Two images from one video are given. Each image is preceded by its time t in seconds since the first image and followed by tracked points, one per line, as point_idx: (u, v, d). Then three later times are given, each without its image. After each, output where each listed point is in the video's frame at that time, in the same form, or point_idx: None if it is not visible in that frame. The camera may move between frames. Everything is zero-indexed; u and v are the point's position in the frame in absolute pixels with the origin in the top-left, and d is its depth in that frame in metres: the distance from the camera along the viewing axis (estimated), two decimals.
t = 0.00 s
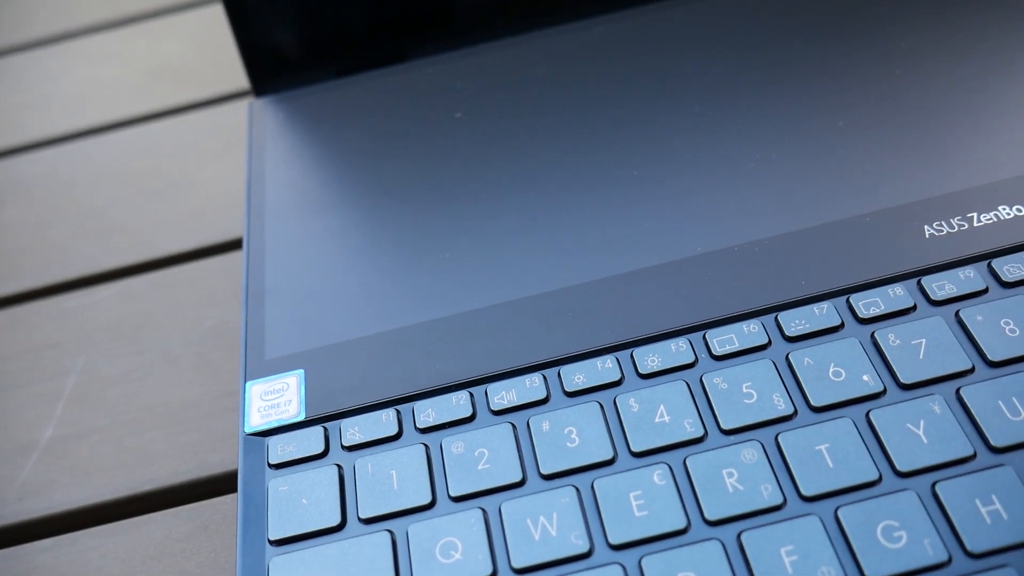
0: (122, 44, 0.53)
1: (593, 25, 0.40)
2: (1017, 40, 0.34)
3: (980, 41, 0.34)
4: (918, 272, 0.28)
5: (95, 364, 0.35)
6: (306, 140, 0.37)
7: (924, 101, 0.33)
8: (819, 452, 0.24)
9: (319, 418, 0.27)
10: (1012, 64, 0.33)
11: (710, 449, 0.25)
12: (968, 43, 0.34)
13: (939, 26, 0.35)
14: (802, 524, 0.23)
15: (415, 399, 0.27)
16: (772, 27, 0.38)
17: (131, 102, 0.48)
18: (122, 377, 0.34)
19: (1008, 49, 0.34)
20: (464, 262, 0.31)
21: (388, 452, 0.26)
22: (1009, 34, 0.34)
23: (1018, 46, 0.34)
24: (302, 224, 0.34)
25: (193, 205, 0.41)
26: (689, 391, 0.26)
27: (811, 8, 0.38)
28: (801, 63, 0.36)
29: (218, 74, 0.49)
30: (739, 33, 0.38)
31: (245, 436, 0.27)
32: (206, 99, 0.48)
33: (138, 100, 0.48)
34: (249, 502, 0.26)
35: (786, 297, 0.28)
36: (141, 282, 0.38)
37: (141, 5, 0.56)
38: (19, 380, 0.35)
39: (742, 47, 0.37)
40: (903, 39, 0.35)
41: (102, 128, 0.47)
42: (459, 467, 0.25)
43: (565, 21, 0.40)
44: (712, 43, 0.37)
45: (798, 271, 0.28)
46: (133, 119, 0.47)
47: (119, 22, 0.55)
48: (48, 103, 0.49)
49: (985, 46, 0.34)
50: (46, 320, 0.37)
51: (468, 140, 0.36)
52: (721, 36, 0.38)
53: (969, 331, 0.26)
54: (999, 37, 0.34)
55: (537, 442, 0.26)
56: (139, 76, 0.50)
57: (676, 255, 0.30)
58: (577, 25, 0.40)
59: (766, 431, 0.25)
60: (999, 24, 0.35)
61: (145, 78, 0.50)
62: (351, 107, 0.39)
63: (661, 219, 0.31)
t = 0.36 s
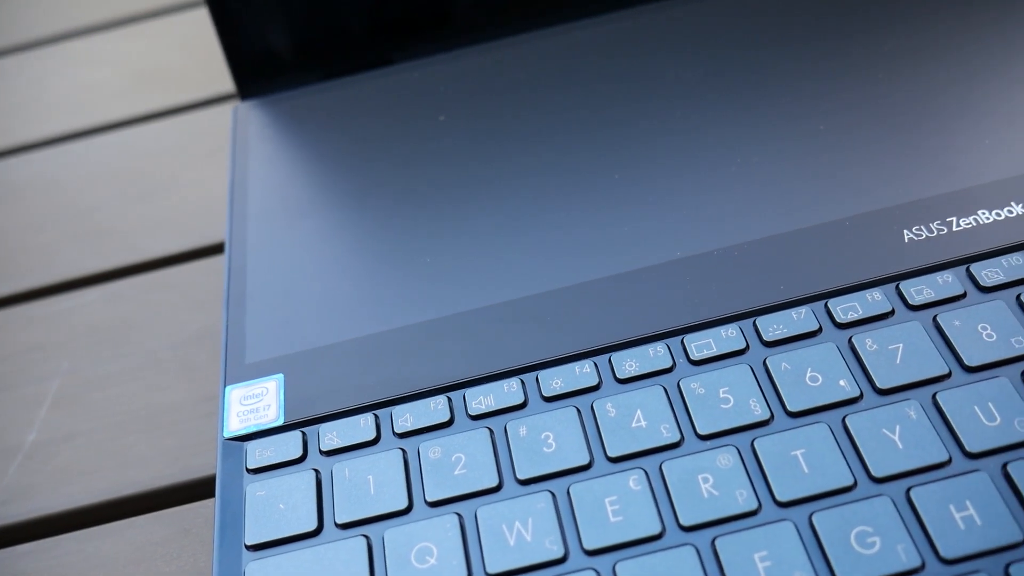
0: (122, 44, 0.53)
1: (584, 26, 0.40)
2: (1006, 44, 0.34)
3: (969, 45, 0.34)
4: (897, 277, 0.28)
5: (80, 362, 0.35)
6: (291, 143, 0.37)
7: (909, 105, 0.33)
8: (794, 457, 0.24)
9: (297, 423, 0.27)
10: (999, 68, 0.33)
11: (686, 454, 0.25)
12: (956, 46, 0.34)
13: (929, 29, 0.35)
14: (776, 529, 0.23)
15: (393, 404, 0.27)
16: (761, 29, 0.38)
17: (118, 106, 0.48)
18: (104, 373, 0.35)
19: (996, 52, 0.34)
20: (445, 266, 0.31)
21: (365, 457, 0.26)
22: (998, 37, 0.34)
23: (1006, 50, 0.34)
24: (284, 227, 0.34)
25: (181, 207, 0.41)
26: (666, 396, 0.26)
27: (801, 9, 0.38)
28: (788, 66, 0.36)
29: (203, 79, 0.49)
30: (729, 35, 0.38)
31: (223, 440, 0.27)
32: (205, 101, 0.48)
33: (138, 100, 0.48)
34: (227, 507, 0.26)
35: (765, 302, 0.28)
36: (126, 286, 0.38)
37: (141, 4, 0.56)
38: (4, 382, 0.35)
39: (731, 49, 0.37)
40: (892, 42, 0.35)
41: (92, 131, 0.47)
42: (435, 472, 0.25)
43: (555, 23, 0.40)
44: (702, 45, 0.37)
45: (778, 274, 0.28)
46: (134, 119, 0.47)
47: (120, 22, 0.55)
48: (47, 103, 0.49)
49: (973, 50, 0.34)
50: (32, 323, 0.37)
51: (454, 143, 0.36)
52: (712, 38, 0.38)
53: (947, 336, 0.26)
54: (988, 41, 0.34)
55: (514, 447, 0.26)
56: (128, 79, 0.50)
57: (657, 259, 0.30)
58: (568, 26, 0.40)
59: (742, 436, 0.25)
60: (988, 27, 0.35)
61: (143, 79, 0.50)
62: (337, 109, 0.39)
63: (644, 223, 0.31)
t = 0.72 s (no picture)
0: (121, 44, 0.53)
1: (572, 29, 0.40)
2: (991, 49, 0.34)
3: (954, 49, 0.34)
4: (874, 282, 0.28)
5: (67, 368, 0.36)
6: (275, 147, 0.37)
7: (893, 109, 0.33)
8: (768, 463, 0.24)
9: (274, 428, 0.27)
10: (983, 73, 0.33)
11: (661, 459, 0.25)
12: (942, 50, 0.34)
13: (915, 33, 0.35)
14: (749, 535, 0.23)
15: (370, 409, 0.27)
16: (749, 31, 0.38)
17: (103, 110, 0.48)
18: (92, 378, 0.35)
19: (981, 57, 0.34)
20: (426, 271, 0.31)
21: (341, 462, 0.26)
22: (983, 43, 0.34)
23: (991, 55, 0.34)
24: (265, 232, 0.34)
25: (168, 210, 0.41)
26: (642, 401, 0.26)
27: (789, 11, 0.38)
28: (773, 69, 0.36)
29: (189, 83, 0.49)
30: (716, 38, 0.38)
31: (200, 445, 0.27)
32: (202, 102, 0.48)
33: (136, 100, 0.49)
34: (201, 512, 0.26)
35: (742, 307, 0.28)
36: (110, 289, 0.38)
37: (136, 5, 0.56)
38: None
39: (718, 52, 0.37)
40: (878, 46, 0.35)
41: (76, 135, 0.47)
42: (410, 477, 0.25)
43: (543, 25, 0.40)
44: (689, 48, 0.37)
45: (756, 279, 0.28)
46: (112, 125, 0.47)
47: (119, 22, 0.55)
48: (45, 103, 0.50)
49: (958, 55, 0.34)
50: (16, 327, 0.37)
51: (438, 146, 0.36)
52: (699, 40, 0.38)
53: (924, 341, 0.26)
54: (973, 46, 0.34)
55: (489, 453, 0.26)
56: (112, 84, 0.50)
57: (637, 263, 0.30)
58: (555, 29, 0.40)
59: (717, 441, 0.25)
60: (974, 32, 0.35)
61: (136, 80, 0.50)
62: (323, 112, 0.39)
63: (625, 227, 0.31)
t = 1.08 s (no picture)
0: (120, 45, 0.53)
1: (561, 32, 0.40)
2: (974, 56, 0.34)
3: (939, 56, 0.34)
4: (852, 287, 0.28)
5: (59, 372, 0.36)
6: (260, 150, 0.38)
7: (875, 116, 0.33)
8: (743, 469, 0.24)
9: (252, 433, 0.27)
10: (967, 80, 0.33)
11: (636, 465, 0.25)
12: (926, 57, 0.34)
13: (900, 40, 0.35)
14: (722, 541, 0.23)
15: (348, 414, 0.27)
16: (736, 35, 0.38)
17: (90, 113, 0.48)
18: (86, 383, 0.35)
19: (965, 64, 0.34)
20: (407, 275, 0.31)
21: (318, 467, 0.26)
22: (968, 50, 0.34)
23: (975, 62, 0.34)
24: (247, 236, 0.34)
25: (158, 215, 0.42)
26: (618, 406, 0.26)
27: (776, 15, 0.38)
28: (758, 74, 0.36)
29: (175, 87, 0.49)
30: (703, 41, 0.38)
31: (178, 450, 0.27)
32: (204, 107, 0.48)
33: (137, 99, 0.49)
34: (179, 517, 0.26)
35: (720, 312, 0.28)
36: (95, 294, 0.39)
37: (127, 9, 0.56)
38: None
39: (704, 56, 0.37)
40: (863, 52, 0.35)
41: (63, 138, 0.47)
42: (387, 482, 0.25)
43: (531, 28, 0.40)
44: (675, 52, 0.38)
45: (735, 283, 0.28)
46: (98, 128, 0.47)
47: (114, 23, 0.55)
48: (45, 104, 0.50)
49: (942, 62, 0.34)
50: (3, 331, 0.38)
51: (424, 150, 0.36)
52: (686, 45, 0.38)
53: (900, 346, 0.26)
54: (957, 53, 0.34)
55: (465, 457, 0.26)
56: (99, 87, 0.50)
57: (618, 267, 0.30)
58: (543, 32, 0.40)
59: (692, 446, 0.25)
60: (958, 40, 0.35)
61: (123, 84, 0.50)
62: (309, 115, 0.39)
63: (606, 231, 0.31)
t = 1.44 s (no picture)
0: (119, 44, 0.53)
1: (547, 35, 0.40)
2: (958, 60, 0.34)
3: (922, 61, 0.34)
4: (829, 292, 0.28)
5: (43, 375, 0.36)
6: (243, 154, 0.38)
7: (857, 120, 0.33)
8: (717, 474, 0.24)
9: (229, 437, 0.27)
10: (949, 84, 0.33)
11: (611, 470, 0.25)
12: (910, 61, 0.34)
13: (885, 44, 0.35)
14: (695, 547, 0.23)
15: (325, 419, 0.27)
16: (721, 38, 0.38)
17: (75, 116, 0.48)
18: (70, 387, 0.36)
19: (948, 68, 0.34)
20: (387, 279, 0.31)
21: (294, 472, 0.26)
22: (951, 54, 0.34)
23: (958, 66, 0.34)
24: (228, 241, 0.34)
25: (144, 219, 0.42)
26: (594, 411, 0.26)
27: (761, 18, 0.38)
28: (742, 77, 0.36)
29: (160, 89, 0.49)
30: (702, 41, 0.38)
31: (156, 455, 0.27)
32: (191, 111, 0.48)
33: (133, 99, 0.49)
34: (155, 521, 0.26)
35: (698, 316, 0.28)
36: (79, 296, 0.39)
37: (114, 9, 0.56)
38: None
39: (689, 60, 0.37)
40: (847, 56, 0.35)
41: (49, 141, 0.47)
42: (363, 487, 0.25)
43: (517, 31, 0.40)
44: (660, 55, 0.38)
45: (713, 288, 0.28)
46: (84, 132, 0.47)
47: (116, 21, 0.55)
48: (41, 102, 0.50)
49: (926, 66, 0.34)
50: None
51: (411, 152, 0.36)
52: (671, 48, 0.38)
53: (876, 351, 0.26)
54: (941, 57, 0.34)
55: (441, 462, 0.26)
56: (85, 89, 0.50)
57: (598, 271, 0.30)
58: (529, 36, 0.40)
59: (667, 452, 0.25)
60: (942, 43, 0.35)
61: (109, 86, 0.50)
62: (294, 118, 0.39)
63: (597, 231, 0.31)
